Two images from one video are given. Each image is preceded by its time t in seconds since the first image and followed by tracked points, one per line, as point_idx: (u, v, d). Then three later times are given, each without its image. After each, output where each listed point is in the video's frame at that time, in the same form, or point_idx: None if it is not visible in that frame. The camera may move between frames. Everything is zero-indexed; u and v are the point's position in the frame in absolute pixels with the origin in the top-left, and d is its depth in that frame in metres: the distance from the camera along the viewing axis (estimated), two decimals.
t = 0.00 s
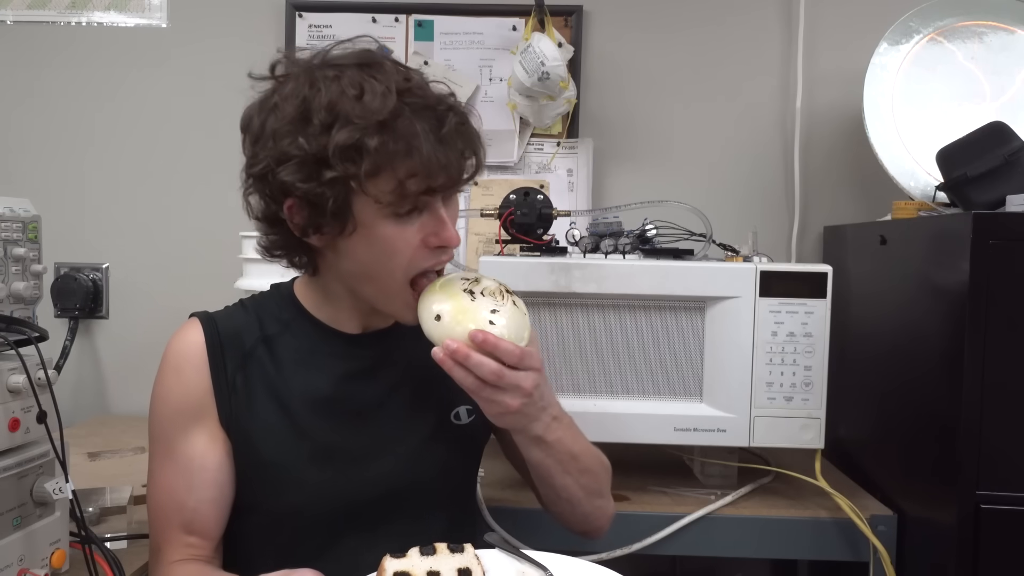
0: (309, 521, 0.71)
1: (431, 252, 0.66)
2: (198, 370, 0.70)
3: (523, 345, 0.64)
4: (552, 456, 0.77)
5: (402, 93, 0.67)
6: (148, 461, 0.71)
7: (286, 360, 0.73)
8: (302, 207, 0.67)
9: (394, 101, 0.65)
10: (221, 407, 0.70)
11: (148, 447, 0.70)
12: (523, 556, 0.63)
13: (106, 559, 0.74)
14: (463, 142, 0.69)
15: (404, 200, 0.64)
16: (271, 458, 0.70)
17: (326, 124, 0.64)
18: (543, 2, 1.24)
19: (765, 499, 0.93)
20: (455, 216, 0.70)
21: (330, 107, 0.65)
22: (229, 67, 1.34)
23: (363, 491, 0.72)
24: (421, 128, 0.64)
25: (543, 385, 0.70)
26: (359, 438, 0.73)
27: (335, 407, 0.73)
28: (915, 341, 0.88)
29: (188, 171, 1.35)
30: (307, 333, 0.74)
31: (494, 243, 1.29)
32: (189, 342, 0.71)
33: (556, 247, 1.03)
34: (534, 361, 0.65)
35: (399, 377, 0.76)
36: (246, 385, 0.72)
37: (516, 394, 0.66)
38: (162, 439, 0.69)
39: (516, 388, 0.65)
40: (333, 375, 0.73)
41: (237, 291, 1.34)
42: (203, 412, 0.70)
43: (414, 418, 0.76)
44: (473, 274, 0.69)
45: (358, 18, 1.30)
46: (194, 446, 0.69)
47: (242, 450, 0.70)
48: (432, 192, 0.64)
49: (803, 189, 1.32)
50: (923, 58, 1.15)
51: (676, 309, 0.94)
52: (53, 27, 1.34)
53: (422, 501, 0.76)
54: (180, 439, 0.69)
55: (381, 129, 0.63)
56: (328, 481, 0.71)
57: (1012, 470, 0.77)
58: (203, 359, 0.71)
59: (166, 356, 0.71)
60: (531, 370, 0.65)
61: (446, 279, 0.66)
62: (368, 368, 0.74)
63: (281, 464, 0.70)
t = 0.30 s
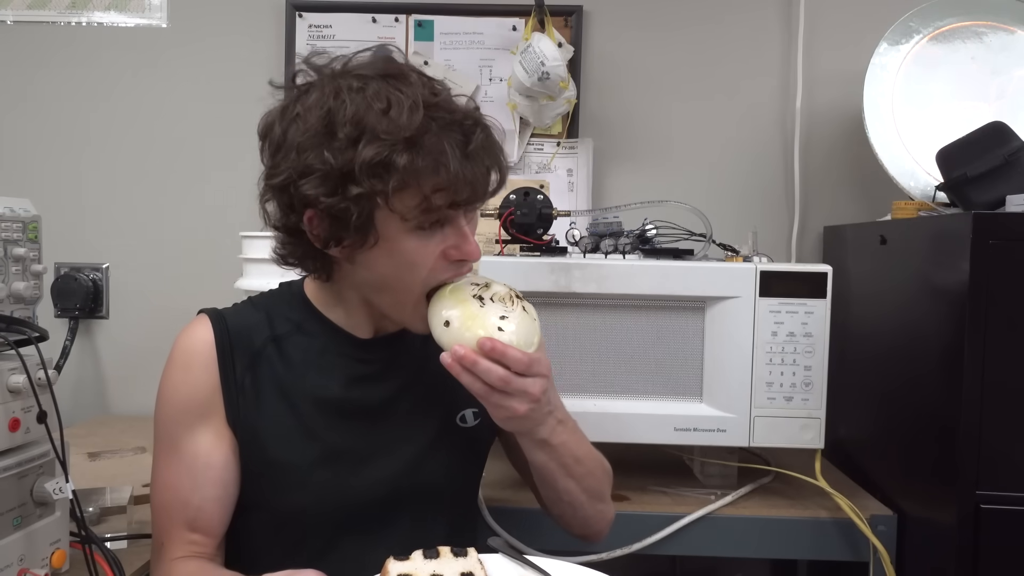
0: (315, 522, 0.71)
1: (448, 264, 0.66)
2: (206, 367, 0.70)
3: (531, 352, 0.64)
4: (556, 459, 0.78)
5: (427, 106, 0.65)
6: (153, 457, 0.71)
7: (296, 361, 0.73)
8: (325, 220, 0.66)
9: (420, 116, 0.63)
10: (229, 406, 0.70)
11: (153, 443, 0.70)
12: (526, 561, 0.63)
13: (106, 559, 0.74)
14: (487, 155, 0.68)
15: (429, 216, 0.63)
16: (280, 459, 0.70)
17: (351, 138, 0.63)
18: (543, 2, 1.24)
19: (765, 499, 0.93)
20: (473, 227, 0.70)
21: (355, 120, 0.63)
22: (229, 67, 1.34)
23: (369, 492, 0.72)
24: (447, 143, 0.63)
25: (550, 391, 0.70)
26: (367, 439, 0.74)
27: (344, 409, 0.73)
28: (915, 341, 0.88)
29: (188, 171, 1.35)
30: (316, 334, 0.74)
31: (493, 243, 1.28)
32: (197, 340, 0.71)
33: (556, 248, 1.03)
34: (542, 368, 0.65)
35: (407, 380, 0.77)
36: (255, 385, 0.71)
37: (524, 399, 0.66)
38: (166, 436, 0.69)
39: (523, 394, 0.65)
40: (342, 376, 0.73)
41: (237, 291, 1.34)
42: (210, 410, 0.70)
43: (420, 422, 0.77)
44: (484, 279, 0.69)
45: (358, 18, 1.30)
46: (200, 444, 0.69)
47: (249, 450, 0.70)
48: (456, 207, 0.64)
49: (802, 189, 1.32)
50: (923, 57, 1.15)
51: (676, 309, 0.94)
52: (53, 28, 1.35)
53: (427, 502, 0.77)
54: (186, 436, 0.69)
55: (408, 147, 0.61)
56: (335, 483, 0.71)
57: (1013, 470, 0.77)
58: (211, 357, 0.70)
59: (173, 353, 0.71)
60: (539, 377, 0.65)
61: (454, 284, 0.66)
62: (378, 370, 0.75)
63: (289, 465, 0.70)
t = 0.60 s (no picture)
0: (317, 522, 0.72)
1: (450, 273, 0.66)
2: (210, 367, 0.69)
3: (536, 362, 0.64)
4: (556, 463, 0.78)
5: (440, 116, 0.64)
6: (154, 455, 0.71)
7: (302, 361, 0.73)
8: (331, 224, 0.66)
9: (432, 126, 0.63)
10: (233, 407, 0.70)
11: (154, 441, 0.70)
12: (531, 559, 0.63)
13: (106, 559, 0.74)
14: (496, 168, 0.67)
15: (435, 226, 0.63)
16: (284, 459, 0.70)
17: (361, 145, 0.62)
18: (543, 2, 1.24)
19: (765, 499, 0.93)
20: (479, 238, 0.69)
21: (367, 127, 0.62)
22: (229, 67, 1.34)
23: (371, 493, 0.73)
24: (457, 156, 0.62)
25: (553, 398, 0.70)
26: (370, 440, 0.74)
27: (348, 410, 0.73)
28: (915, 341, 0.88)
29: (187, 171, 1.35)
30: (321, 335, 0.74)
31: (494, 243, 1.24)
32: (201, 339, 0.71)
33: (556, 248, 1.03)
34: (546, 377, 0.65)
35: (410, 381, 0.77)
36: (260, 385, 0.71)
37: (527, 408, 0.66)
38: (168, 435, 0.69)
39: (526, 403, 0.65)
40: (346, 377, 0.73)
41: (237, 291, 1.34)
42: (213, 410, 0.69)
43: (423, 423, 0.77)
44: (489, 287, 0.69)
45: (358, 18, 1.30)
46: (203, 444, 0.68)
47: (252, 450, 0.70)
48: (462, 219, 0.64)
49: (802, 189, 1.32)
50: (923, 58, 1.15)
51: (676, 309, 0.94)
52: (53, 27, 1.34)
53: (428, 502, 0.77)
54: (189, 436, 0.68)
55: (418, 158, 0.61)
56: (338, 483, 0.72)
57: (1013, 470, 0.77)
58: (215, 356, 0.70)
59: (177, 351, 0.71)
60: (542, 386, 0.65)
61: (458, 294, 0.66)
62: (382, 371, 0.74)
63: (293, 466, 0.70)
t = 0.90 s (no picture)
0: (317, 522, 0.72)
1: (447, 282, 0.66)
2: (211, 367, 0.69)
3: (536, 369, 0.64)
4: (556, 466, 0.78)
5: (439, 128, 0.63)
6: (153, 455, 0.71)
7: (301, 361, 0.73)
8: (327, 232, 0.66)
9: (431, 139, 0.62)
10: (233, 407, 0.70)
11: (154, 441, 0.70)
12: (531, 555, 0.63)
13: (106, 559, 0.74)
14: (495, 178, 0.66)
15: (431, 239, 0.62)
16: (285, 460, 0.70)
17: (359, 155, 0.62)
18: (543, 2, 1.24)
19: (765, 499, 0.93)
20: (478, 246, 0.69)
21: (366, 137, 0.62)
22: (229, 66, 1.34)
23: (371, 493, 0.73)
24: (456, 169, 0.62)
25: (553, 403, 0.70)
26: (369, 441, 0.74)
27: (348, 410, 0.73)
28: (915, 341, 0.88)
29: (187, 171, 1.35)
30: (321, 336, 0.74)
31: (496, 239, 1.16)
32: (202, 338, 0.71)
33: (556, 247, 1.03)
34: (547, 385, 0.65)
35: (411, 381, 0.77)
36: (260, 385, 0.71)
37: (528, 415, 0.66)
38: (169, 436, 0.68)
39: (527, 410, 0.65)
40: (346, 378, 0.73)
41: (237, 291, 1.34)
42: (213, 410, 0.69)
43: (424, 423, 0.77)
44: (487, 292, 0.69)
45: (358, 17, 1.30)
46: (203, 444, 0.68)
47: (252, 450, 0.70)
48: (458, 232, 0.63)
49: (802, 189, 1.32)
50: (922, 58, 1.15)
51: (676, 309, 0.94)
52: (53, 27, 1.34)
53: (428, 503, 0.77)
54: (189, 436, 0.68)
55: (415, 173, 0.60)
56: (339, 483, 0.72)
57: (1013, 470, 0.77)
58: (216, 357, 0.70)
59: (177, 351, 0.71)
60: (543, 393, 0.65)
61: (456, 302, 0.66)
62: (381, 373, 0.74)
63: (294, 466, 0.70)
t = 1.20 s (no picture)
0: (317, 525, 0.72)
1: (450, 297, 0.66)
2: (210, 370, 0.70)
3: (539, 377, 0.63)
4: (560, 470, 0.78)
5: (441, 151, 0.61)
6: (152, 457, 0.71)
7: (300, 364, 0.73)
8: (327, 252, 0.65)
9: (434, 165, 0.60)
10: (232, 409, 0.70)
11: (152, 443, 0.70)
12: (529, 561, 0.63)
13: (106, 559, 0.74)
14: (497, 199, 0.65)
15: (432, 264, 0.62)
16: (285, 462, 0.70)
17: (359, 179, 0.60)
18: (543, 2, 1.24)
19: (765, 499, 0.93)
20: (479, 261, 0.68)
21: (367, 161, 0.60)
22: (228, 66, 1.34)
23: (371, 496, 0.73)
24: (459, 196, 0.60)
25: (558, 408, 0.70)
26: (369, 443, 0.74)
27: (348, 414, 0.73)
28: (915, 341, 0.88)
29: (187, 171, 1.35)
30: (320, 338, 0.74)
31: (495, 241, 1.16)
32: (201, 340, 0.71)
33: (556, 248, 1.03)
34: (551, 392, 0.65)
35: (411, 382, 0.77)
36: (259, 388, 0.71)
37: (534, 422, 0.65)
38: (167, 438, 0.69)
39: (534, 418, 0.65)
40: (345, 381, 0.73)
41: (237, 291, 1.34)
42: (212, 412, 0.70)
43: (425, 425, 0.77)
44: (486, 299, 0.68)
45: (358, 17, 1.30)
46: (202, 446, 0.69)
47: (252, 452, 0.70)
48: (461, 257, 0.62)
49: (802, 188, 1.32)
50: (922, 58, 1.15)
51: (676, 309, 0.94)
52: (53, 27, 1.34)
53: (428, 505, 0.77)
54: (188, 438, 0.68)
55: (418, 201, 0.59)
56: (339, 486, 0.72)
57: (1013, 470, 0.77)
58: (215, 359, 0.70)
59: (176, 353, 0.71)
60: (548, 400, 0.65)
61: (456, 312, 0.65)
62: (381, 376, 0.74)
63: (295, 468, 0.70)
